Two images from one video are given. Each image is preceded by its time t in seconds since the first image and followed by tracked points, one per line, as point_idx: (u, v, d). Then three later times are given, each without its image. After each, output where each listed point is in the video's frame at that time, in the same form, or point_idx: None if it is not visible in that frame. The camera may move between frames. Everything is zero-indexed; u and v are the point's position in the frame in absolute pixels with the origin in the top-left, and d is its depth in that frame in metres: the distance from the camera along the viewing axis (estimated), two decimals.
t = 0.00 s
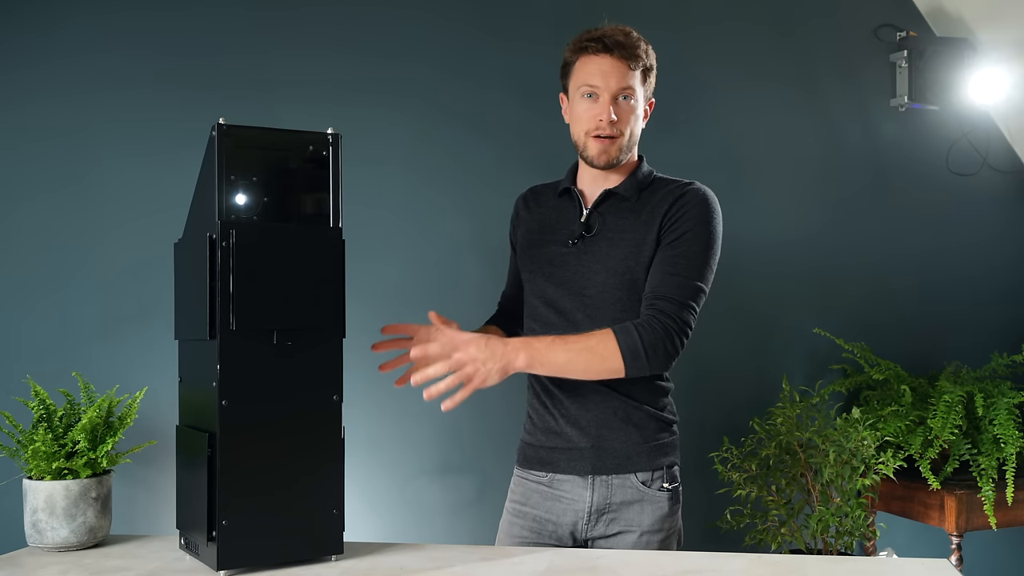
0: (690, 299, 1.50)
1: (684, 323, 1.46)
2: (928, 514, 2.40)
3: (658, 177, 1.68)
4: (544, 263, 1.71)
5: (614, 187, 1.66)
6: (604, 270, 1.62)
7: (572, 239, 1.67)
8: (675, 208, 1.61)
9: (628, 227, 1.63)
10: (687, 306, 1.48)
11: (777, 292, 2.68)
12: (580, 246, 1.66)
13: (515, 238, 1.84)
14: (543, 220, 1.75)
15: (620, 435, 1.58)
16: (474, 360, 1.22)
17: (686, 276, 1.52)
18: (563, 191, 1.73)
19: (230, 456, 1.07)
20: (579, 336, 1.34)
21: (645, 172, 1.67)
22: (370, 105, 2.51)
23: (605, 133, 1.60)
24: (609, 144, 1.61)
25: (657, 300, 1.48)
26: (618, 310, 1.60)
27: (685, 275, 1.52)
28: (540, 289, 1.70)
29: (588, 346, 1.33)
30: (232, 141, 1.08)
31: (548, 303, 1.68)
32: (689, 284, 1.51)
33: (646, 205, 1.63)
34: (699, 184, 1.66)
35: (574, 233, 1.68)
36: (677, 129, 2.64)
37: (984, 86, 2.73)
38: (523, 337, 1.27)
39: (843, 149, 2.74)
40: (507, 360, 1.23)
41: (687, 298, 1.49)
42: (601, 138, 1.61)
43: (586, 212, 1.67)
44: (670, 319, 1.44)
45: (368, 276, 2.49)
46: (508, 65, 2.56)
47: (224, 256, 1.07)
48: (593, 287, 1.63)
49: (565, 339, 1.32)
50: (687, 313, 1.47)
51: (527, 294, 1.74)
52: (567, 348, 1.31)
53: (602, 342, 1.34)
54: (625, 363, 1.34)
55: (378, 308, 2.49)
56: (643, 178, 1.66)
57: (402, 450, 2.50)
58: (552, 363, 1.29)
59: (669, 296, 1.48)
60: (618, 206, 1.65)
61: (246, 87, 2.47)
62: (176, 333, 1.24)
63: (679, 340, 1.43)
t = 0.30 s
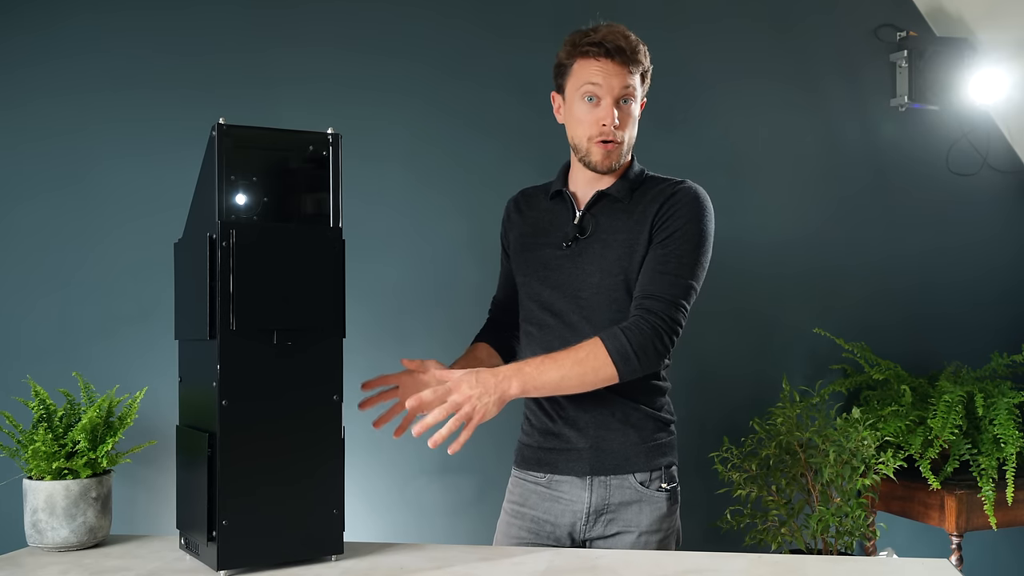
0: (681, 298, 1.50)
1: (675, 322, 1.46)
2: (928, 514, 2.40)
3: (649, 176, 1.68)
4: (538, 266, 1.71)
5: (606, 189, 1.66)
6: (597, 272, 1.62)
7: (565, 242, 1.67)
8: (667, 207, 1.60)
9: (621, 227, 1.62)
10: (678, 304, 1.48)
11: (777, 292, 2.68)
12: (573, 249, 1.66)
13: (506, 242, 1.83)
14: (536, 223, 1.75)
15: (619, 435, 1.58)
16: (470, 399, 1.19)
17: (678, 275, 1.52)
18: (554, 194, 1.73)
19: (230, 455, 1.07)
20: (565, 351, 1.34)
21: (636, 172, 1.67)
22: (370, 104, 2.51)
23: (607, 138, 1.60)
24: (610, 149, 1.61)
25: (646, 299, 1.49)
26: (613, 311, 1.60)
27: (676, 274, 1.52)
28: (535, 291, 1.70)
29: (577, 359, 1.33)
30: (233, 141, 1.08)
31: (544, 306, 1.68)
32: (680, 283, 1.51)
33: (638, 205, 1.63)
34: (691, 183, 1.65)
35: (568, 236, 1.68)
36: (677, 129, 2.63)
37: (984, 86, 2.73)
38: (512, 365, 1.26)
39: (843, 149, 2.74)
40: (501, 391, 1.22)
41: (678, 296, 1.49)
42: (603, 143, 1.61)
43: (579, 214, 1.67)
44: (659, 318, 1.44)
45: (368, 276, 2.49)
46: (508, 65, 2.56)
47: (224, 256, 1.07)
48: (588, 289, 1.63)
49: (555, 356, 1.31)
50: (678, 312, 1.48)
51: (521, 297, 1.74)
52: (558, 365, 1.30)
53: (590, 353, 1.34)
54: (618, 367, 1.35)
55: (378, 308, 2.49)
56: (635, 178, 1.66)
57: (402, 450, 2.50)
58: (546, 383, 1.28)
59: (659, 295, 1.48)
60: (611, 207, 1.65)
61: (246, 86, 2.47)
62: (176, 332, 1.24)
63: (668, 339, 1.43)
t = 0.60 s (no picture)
0: (681, 299, 1.50)
1: (676, 323, 1.46)
2: (928, 514, 2.40)
3: (647, 176, 1.68)
4: (536, 267, 1.70)
5: (604, 188, 1.66)
6: (596, 272, 1.62)
7: (563, 242, 1.67)
8: (666, 208, 1.60)
9: (620, 228, 1.62)
10: (678, 305, 1.48)
11: (777, 292, 2.68)
12: (571, 249, 1.66)
13: (503, 242, 1.83)
14: (533, 223, 1.75)
15: (617, 436, 1.58)
16: (471, 400, 1.20)
17: (677, 276, 1.52)
18: (550, 194, 1.73)
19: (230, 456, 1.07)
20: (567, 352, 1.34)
21: (633, 171, 1.67)
22: (370, 104, 2.51)
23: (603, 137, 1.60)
24: (606, 148, 1.61)
25: (647, 301, 1.49)
26: (612, 311, 1.60)
27: (675, 275, 1.52)
28: (532, 292, 1.70)
29: (579, 361, 1.33)
30: (233, 141, 1.08)
31: (542, 306, 1.68)
32: (680, 283, 1.51)
33: (637, 205, 1.63)
34: (689, 182, 1.65)
35: (565, 236, 1.68)
36: (677, 129, 2.63)
37: (984, 86, 2.73)
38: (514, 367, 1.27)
39: (843, 149, 2.74)
40: (502, 393, 1.22)
41: (678, 297, 1.49)
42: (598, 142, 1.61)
43: (577, 214, 1.67)
44: (661, 320, 1.44)
45: (368, 275, 2.49)
46: (507, 64, 2.56)
47: (224, 256, 1.07)
48: (586, 290, 1.63)
49: (556, 359, 1.31)
50: (678, 312, 1.48)
51: (519, 297, 1.74)
52: (561, 366, 1.30)
53: (592, 355, 1.34)
54: (620, 368, 1.35)
55: (378, 308, 2.49)
56: (632, 178, 1.66)
57: (402, 450, 2.50)
58: (549, 385, 1.28)
59: (659, 296, 1.48)
60: (608, 207, 1.65)
61: (246, 86, 2.47)
62: (176, 332, 1.24)
63: (669, 340, 1.43)
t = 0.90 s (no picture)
0: (681, 299, 1.50)
1: (675, 322, 1.46)
2: (928, 514, 2.40)
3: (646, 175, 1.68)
4: (535, 266, 1.70)
5: (602, 187, 1.66)
6: (596, 272, 1.62)
7: (562, 241, 1.67)
8: (665, 207, 1.60)
9: (620, 227, 1.62)
10: (677, 305, 1.48)
11: (777, 292, 2.68)
12: (571, 248, 1.66)
13: (502, 241, 1.83)
14: (533, 222, 1.75)
15: (616, 437, 1.58)
16: (469, 399, 1.19)
17: (677, 276, 1.52)
18: (550, 194, 1.73)
19: (231, 456, 1.07)
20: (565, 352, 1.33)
21: (632, 170, 1.67)
22: (370, 104, 2.51)
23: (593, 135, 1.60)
24: (596, 146, 1.61)
25: (647, 300, 1.49)
26: (611, 310, 1.60)
27: (675, 274, 1.52)
28: (532, 291, 1.70)
29: (576, 361, 1.33)
30: (233, 141, 1.08)
31: (541, 306, 1.68)
32: (679, 283, 1.51)
33: (636, 204, 1.63)
34: (689, 182, 1.65)
35: (565, 235, 1.68)
36: (676, 129, 2.63)
37: (984, 86, 2.73)
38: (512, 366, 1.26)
39: (843, 149, 2.74)
40: (501, 392, 1.22)
41: (678, 296, 1.49)
42: (588, 141, 1.60)
43: (576, 214, 1.67)
44: (661, 319, 1.44)
45: (368, 275, 2.49)
46: (507, 64, 2.56)
47: (224, 256, 1.07)
48: (586, 289, 1.63)
49: (555, 358, 1.31)
50: (677, 312, 1.48)
51: (518, 297, 1.74)
52: (559, 366, 1.30)
53: (590, 355, 1.34)
54: (618, 367, 1.35)
55: (378, 307, 2.49)
56: (631, 177, 1.66)
57: (402, 450, 2.50)
58: (546, 384, 1.27)
59: (659, 295, 1.48)
60: (608, 206, 1.65)
61: (246, 85, 2.47)
62: (176, 332, 1.24)
63: (669, 339, 1.43)
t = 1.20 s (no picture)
0: (682, 302, 1.50)
1: (676, 324, 1.46)
2: (928, 514, 2.40)
3: (647, 176, 1.68)
4: (534, 266, 1.70)
5: (602, 186, 1.66)
6: (595, 272, 1.62)
7: (561, 241, 1.67)
8: (666, 208, 1.60)
9: (619, 228, 1.62)
10: (679, 307, 1.48)
11: (777, 292, 2.68)
12: (569, 248, 1.66)
13: (502, 239, 1.83)
14: (533, 221, 1.75)
15: (613, 438, 1.58)
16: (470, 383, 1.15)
17: (677, 278, 1.52)
18: (550, 193, 1.73)
19: (231, 455, 1.07)
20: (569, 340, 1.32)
21: (633, 170, 1.67)
22: (370, 103, 2.51)
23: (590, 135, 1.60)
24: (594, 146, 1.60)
25: (648, 303, 1.49)
26: (609, 311, 1.60)
27: (675, 277, 1.52)
28: (530, 290, 1.70)
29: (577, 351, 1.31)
30: (234, 141, 1.08)
31: (539, 305, 1.68)
32: (680, 285, 1.51)
33: (637, 205, 1.63)
34: (689, 183, 1.65)
35: (564, 235, 1.68)
36: (676, 129, 2.63)
37: (984, 86, 2.73)
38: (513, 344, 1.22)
39: (843, 149, 2.74)
40: (500, 367, 1.18)
41: (678, 299, 1.49)
42: (585, 141, 1.60)
43: (576, 213, 1.67)
44: (663, 321, 1.44)
45: (368, 275, 2.49)
46: (507, 64, 2.56)
47: (224, 256, 1.07)
48: (584, 289, 1.63)
49: (558, 343, 1.29)
50: (679, 314, 1.47)
51: (517, 296, 1.74)
52: (558, 351, 1.29)
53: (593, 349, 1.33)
54: (618, 366, 1.34)
55: (378, 307, 2.49)
56: (631, 178, 1.66)
57: (402, 450, 2.50)
58: (544, 366, 1.26)
59: (661, 297, 1.48)
60: (607, 207, 1.65)
61: (246, 85, 2.47)
62: (176, 332, 1.24)
63: (671, 342, 1.43)
